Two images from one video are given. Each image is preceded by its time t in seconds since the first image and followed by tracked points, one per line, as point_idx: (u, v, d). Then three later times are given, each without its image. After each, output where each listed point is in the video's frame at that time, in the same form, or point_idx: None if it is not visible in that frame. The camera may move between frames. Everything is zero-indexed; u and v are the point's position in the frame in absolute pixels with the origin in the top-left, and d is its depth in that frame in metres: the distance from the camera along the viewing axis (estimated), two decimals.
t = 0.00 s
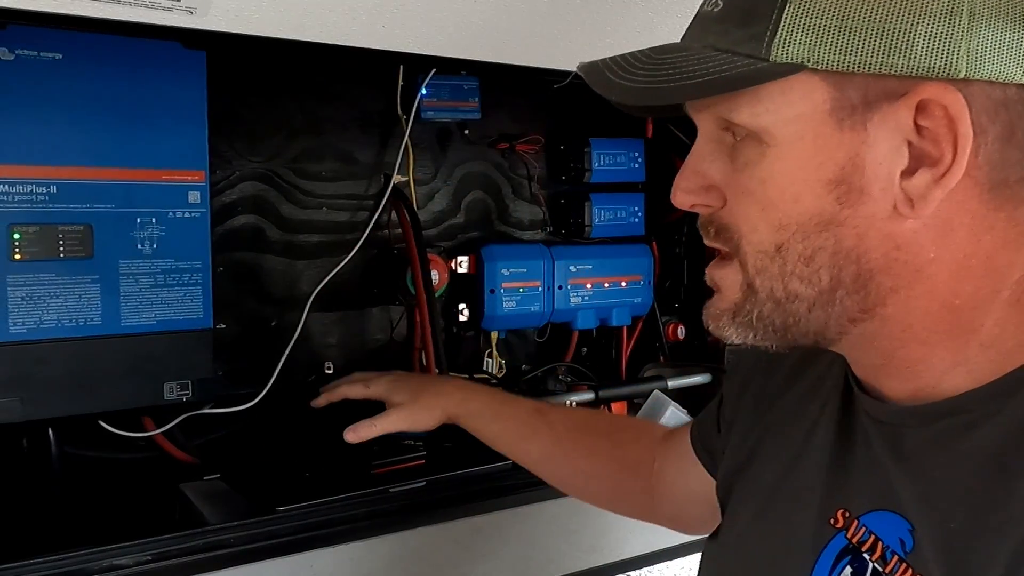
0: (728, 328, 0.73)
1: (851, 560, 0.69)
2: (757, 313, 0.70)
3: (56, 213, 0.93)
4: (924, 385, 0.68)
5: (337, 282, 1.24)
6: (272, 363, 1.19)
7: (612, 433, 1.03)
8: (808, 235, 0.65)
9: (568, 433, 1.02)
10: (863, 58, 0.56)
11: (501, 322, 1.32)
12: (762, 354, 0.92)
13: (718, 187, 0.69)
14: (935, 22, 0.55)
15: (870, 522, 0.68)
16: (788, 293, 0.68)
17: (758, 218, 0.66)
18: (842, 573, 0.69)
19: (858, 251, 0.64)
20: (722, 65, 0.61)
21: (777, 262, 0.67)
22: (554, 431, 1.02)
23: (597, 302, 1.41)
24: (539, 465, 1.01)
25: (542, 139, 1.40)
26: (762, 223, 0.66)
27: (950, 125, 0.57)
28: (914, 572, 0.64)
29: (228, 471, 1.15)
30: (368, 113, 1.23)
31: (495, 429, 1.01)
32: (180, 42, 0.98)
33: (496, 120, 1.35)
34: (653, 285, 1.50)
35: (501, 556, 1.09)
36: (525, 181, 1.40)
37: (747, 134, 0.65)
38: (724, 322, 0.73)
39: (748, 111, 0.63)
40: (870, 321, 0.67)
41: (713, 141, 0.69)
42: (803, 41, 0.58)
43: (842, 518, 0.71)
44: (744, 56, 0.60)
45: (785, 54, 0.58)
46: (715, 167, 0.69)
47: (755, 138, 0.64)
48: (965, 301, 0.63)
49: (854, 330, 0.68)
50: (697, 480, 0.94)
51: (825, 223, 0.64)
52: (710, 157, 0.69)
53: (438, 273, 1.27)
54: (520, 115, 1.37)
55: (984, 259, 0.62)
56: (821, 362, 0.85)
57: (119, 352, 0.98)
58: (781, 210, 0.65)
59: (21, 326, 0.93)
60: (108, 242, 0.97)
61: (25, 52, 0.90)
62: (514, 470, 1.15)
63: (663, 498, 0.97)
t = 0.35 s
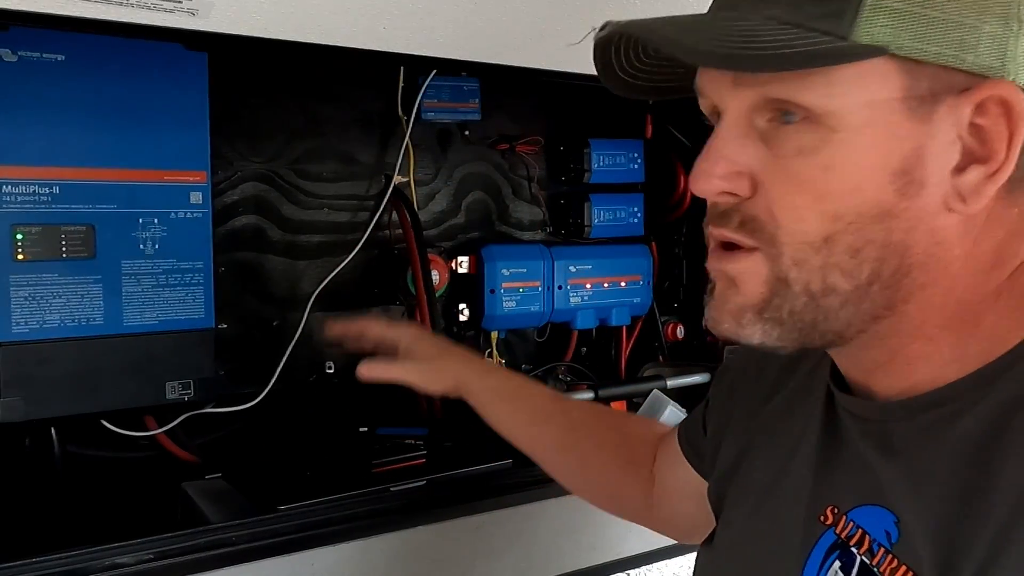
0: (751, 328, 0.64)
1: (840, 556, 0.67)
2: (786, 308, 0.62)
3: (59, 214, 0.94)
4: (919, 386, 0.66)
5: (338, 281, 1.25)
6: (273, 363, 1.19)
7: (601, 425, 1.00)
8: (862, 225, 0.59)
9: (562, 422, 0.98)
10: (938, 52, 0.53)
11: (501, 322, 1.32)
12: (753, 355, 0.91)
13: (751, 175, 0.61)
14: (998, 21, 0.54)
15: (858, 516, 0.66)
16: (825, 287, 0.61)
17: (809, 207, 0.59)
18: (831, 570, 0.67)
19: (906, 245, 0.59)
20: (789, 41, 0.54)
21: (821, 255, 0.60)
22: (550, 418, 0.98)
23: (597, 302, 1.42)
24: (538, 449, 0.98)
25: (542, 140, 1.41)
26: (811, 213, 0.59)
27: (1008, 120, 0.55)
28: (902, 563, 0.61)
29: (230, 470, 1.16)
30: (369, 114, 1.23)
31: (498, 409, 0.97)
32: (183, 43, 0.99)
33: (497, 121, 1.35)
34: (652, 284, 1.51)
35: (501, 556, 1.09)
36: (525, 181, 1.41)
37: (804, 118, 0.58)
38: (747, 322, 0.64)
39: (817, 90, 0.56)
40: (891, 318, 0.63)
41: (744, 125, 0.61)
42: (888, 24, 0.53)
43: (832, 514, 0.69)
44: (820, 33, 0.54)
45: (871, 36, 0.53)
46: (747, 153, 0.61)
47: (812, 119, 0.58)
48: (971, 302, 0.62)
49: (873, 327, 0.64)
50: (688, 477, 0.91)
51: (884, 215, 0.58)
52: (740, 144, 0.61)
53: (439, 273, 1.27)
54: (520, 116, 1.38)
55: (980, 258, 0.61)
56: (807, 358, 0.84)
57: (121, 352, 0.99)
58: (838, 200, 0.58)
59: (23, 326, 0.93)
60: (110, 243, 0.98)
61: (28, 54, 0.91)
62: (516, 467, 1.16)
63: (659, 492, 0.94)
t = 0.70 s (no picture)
0: (821, 345, 0.63)
1: (825, 549, 0.67)
2: (855, 321, 0.62)
3: (61, 214, 0.95)
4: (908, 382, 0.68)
5: (339, 281, 1.25)
6: (274, 363, 1.20)
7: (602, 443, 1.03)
8: (922, 228, 0.60)
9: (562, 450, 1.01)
10: (981, 54, 0.60)
11: (501, 321, 1.33)
12: (743, 354, 0.92)
13: (815, 186, 0.62)
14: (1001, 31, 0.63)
15: (843, 511, 0.67)
16: (888, 293, 0.61)
17: (883, 215, 0.60)
18: (817, 564, 0.68)
19: (955, 242, 0.61)
20: (885, 44, 0.58)
21: (889, 260, 0.61)
22: (546, 442, 1.01)
23: (596, 302, 1.42)
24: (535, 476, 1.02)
25: (542, 141, 1.41)
26: (883, 219, 0.60)
27: (1019, 118, 0.62)
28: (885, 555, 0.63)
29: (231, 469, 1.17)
30: (370, 115, 1.24)
31: (507, 431, 1.02)
32: (185, 45, 1.00)
33: (497, 122, 1.36)
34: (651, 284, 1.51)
35: (499, 555, 1.09)
36: (525, 182, 1.41)
37: (872, 122, 0.61)
38: (816, 338, 0.63)
39: (894, 96, 0.59)
40: (929, 322, 0.64)
41: (799, 135, 0.63)
42: (949, 29, 0.59)
43: (816, 510, 0.70)
44: (895, 37, 0.58)
45: (936, 39, 0.58)
46: (809, 165, 0.62)
47: (881, 126, 0.60)
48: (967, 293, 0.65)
49: (911, 333, 0.64)
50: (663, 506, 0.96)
51: (942, 215, 0.60)
52: (799, 156, 0.63)
53: (439, 274, 1.28)
54: (520, 117, 1.38)
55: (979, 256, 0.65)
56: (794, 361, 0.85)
57: (123, 351, 0.99)
58: (909, 204, 0.60)
59: (26, 326, 0.94)
60: (113, 243, 0.99)
61: (31, 55, 0.91)
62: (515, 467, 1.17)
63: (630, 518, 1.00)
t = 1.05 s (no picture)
0: (784, 351, 0.65)
1: (806, 552, 0.70)
2: (817, 326, 0.64)
3: (64, 215, 0.95)
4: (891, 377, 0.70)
5: (340, 281, 1.26)
6: (276, 363, 1.21)
7: (579, 494, 1.03)
8: (884, 235, 0.62)
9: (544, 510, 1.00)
10: (944, 63, 0.62)
11: (501, 321, 1.34)
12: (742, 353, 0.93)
13: (779, 194, 0.64)
14: (968, 38, 0.64)
15: (822, 514, 0.70)
16: (850, 299, 0.63)
17: (845, 222, 0.62)
18: (798, 566, 0.71)
19: (918, 246, 0.63)
20: (847, 55, 0.59)
21: (852, 266, 0.63)
22: (528, 506, 0.99)
23: (596, 302, 1.43)
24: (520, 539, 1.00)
25: (542, 142, 1.42)
26: (845, 226, 0.62)
27: (985, 124, 0.63)
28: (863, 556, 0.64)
29: (232, 468, 1.17)
30: (371, 116, 1.24)
31: (484, 502, 0.99)
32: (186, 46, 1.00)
33: (497, 122, 1.36)
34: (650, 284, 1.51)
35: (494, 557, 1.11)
36: (525, 183, 1.42)
37: (835, 132, 0.62)
38: (779, 344, 0.65)
39: (855, 106, 0.61)
40: (895, 324, 0.66)
41: (764, 144, 0.65)
42: (911, 39, 0.60)
43: (797, 514, 0.72)
44: (856, 48, 0.60)
45: (897, 50, 0.60)
46: (773, 173, 0.64)
47: (844, 135, 0.62)
48: (936, 294, 0.67)
49: (877, 336, 0.67)
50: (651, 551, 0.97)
51: (905, 220, 0.62)
52: (764, 164, 0.64)
53: (440, 273, 1.29)
54: (520, 118, 1.39)
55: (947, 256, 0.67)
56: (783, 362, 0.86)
57: (125, 351, 1.00)
58: (871, 212, 0.62)
59: (29, 326, 0.94)
60: (115, 243, 0.99)
61: (33, 57, 0.92)
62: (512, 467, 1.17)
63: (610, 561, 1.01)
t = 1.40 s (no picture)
0: (774, 351, 0.66)
1: (799, 553, 0.70)
2: (808, 327, 0.65)
3: (67, 215, 0.96)
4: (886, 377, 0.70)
5: (341, 282, 1.27)
6: (276, 362, 1.21)
7: (582, 515, 1.04)
8: (875, 238, 0.63)
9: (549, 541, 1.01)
10: (933, 67, 0.62)
11: (501, 321, 1.34)
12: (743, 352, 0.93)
13: (769, 198, 0.65)
14: (957, 42, 0.65)
15: (815, 514, 0.70)
16: (841, 302, 0.64)
17: (835, 225, 0.63)
18: (792, 567, 0.71)
19: (907, 250, 0.64)
20: (834, 62, 0.60)
21: (844, 269, 0.64)
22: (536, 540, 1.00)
23: (595, 302, 1.43)
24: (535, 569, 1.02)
25: (542, 143, 1.42)
26: (836, 229, 0.63)
27: (974, 129, 0.64)
28: (856, 556, 0.65)
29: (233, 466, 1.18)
30: (372, 117, 1.25)
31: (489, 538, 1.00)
32: (188, 47, 1.01)
33: (497, 123, 1.37)
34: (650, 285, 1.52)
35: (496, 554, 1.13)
36: (525, 183, 1.43)
37: (824, 137, 0.63)
38: (768, 345, 0.66)
39: (843, 111, 0.61)
40: (884, 326, 0.67)
41: (754, 149, 0.65)
42: (899, 44, 0.61)
43: (791, 514, 0.73)
44: (845, 54, 0.60)
45: (886, 55, 0.60)
46: (762, 177, 0.65)
47: (833, 140, 0.62)
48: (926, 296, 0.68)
49: (867, 337, 0.68)
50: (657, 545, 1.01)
51: (895, 224, 0.63)
52: (753, 168, 0.65)
53: (440, 273, 1.29)
54: (520, 119, 1.39)
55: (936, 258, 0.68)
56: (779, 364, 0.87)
57: (127, 351, 1.00)
58: (861, 215, 0.63)
59: (31, 326, 0.95)
60: (117, 243, 1.00)
61: (36, 58, 0.92)
62: (511, 467, 1.17)
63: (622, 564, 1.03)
